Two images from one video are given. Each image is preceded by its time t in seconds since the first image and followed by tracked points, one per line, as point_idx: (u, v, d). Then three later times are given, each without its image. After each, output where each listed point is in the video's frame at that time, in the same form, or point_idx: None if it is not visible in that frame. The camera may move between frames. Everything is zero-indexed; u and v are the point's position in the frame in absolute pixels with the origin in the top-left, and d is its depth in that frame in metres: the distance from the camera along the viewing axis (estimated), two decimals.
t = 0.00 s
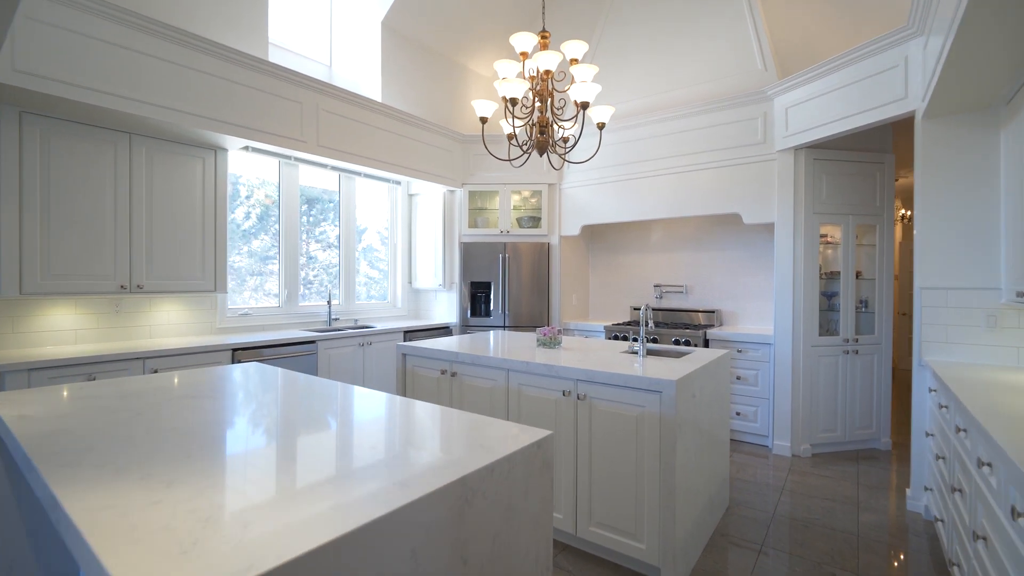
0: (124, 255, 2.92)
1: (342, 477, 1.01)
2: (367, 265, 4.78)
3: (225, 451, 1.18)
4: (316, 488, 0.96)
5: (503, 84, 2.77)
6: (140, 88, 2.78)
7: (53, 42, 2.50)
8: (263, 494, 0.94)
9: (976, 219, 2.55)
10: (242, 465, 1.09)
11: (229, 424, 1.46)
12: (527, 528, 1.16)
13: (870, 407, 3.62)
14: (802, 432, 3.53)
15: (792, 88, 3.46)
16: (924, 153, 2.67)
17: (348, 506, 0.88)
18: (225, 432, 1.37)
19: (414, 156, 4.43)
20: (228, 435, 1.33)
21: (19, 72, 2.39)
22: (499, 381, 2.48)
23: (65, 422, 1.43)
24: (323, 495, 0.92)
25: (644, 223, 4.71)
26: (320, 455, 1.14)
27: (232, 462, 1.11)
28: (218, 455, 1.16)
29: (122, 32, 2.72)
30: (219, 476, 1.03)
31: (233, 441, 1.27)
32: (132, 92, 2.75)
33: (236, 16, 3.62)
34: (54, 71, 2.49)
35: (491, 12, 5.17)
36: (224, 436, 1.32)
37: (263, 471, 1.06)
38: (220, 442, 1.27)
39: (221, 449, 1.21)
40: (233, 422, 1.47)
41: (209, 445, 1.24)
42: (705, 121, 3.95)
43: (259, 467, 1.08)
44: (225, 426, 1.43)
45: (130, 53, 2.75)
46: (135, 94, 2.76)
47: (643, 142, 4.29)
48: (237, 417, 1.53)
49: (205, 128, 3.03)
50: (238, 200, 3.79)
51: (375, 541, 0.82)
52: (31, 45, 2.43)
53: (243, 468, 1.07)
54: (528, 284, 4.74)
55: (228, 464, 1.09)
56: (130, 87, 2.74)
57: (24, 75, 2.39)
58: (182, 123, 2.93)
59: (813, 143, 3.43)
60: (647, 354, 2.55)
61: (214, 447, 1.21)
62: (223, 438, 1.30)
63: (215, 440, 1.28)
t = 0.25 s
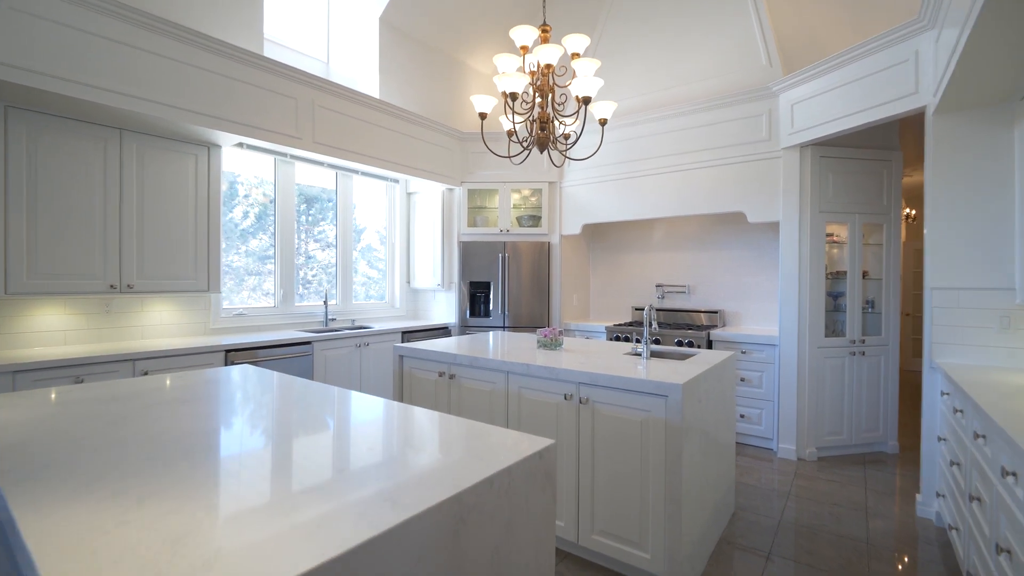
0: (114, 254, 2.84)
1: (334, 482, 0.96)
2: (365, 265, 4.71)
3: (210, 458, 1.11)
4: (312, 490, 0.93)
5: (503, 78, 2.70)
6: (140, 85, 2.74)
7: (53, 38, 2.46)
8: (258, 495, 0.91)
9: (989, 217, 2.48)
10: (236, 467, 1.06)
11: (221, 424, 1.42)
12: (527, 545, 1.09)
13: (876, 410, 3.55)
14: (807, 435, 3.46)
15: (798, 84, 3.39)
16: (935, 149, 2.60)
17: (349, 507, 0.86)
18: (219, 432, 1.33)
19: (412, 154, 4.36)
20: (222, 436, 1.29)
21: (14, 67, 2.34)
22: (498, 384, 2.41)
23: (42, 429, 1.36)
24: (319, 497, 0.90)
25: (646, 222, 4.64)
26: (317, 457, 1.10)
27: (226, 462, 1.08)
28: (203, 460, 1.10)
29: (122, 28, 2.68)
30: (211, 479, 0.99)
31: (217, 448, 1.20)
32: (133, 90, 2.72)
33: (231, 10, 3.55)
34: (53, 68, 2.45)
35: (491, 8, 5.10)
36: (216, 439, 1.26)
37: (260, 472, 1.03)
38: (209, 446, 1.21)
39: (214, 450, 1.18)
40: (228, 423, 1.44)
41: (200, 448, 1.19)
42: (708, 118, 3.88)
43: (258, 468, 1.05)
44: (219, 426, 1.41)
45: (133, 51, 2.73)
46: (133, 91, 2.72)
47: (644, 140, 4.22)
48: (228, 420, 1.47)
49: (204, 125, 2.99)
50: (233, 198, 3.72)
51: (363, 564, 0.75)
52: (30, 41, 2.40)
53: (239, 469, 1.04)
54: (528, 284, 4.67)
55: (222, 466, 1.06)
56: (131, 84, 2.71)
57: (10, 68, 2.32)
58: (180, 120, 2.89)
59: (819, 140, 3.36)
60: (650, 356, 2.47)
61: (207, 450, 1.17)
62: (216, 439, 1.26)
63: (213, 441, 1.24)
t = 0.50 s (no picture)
0: (104, 254, 2.77)
1: (326, 495, 0.91)
2: (364, 265, 4.64)
3: (194, 470, 1.05)
4: (311, 492, 0.93)
5: (503, 72, 2.62)
6: (139, 81, 2.69)
7: (52, 37, 2.42)
8: (257, 500, 0.90)
9: (1005, 215, 2.41)
10: (232, 473, 1.03)
11: (218, 426, 1.41)
12: (530, 565, 1.01)
13: (885, 413, 3.47)
14: (814, 439, 3.39)
15: (805, 79, 3.32)
16: (949, 145, 2.53)
17: (353, 509, 0.86)
18: (214, 435, 1.30)
19: (411, 151, 4.28)
20: (218, 439, 1.26)
21: (12, 64, 2.30)
22: (498, 387, 2.33)
23: (16, 437, 1.29)
24: (319, 500, 0.89)
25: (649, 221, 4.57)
26: (311, 463, 1.07)
27: (223, 466, 1.07)
28: (195, 469, 1.06)
29: (121, 24, 2.63)
30: (197, 492, 0.94)
31: (201, 458, 1.12)
32: (129, 86, 2.66)
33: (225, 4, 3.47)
34: (52, 65, 2.41)
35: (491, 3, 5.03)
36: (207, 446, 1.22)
37: (260, 478, 1.01)
38: (196, 454, 1.15)
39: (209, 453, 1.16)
40: (227, 424, 1.43)
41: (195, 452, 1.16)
42: (712, 114, 3.81)
43: (261, 472, 1.04)
44: (218, 426, 1.41)
45: (133, 48, 2.68)
46: (132, 88, 2.66)
47: (647, 137, 4.15)
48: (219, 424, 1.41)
49: (205, 123, 2.95)
50: (228, 196, 3.65)
51: None
52: (30, 40, 2.36)
53: (236, 475, 1.02)
54: (529, 284, 4.60)
55: (219, 471, 1.04)
56: (128, 81, 2.65)
57: None
58: (179, 117, 2.84)
59: (827, 136, 3.28)
60: (655, 358, 2.40)
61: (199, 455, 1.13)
62: (211, 443, 1.24)
63: (216, 444, 1.23)
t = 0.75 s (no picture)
0: (92, 253, 2.69)
1: (312, 512, 0.85)
2: (361, 264, 4.57)
3: (173, 483, 0.98)
4: (304, 497, 0.91)
5: (502, 65, 2.54)
6: (138, 77, 2.65)
7: (53, 35, 2.39)
8: (249, 506, 0.88)
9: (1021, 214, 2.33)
10: (224, 478, 1.01)
11: (214, 427, 1.39)
12: None
13: (893, 415, 3.40)
14: (821, 442, 3.31)
15: (811, 75, 3.24)
16: (962, 142, 2.45)
17: (350, 514, 0.84)
18: (207, 441, 1.26)
19: (409, 149, 4.20)
20: (211, 445, 1.23)
21: (11, 61, 2.27)
22: (497, 390, 2.26)
23: None
24: (310, 506, 0.87)
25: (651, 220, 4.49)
26: (305, 469, 1.04)
27: (216, 471, 1.04)
28: (187, 477, 1.02)
29: (119, 20, 2.59)
30: (168, 512, 0.86)
31: (180, 471, 1.05)
32: (122, 81, 2.60)
33: None
34: (51, 61, 2.37)
35: None
36: (194, 453, 1.17)
37: (255, 482, 0.99)
38: (180, 464, 1.09)
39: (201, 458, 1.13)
40: (224, 425, 1.40)
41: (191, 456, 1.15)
42: (716, 111, 3.73)
43: (256, 477, 1.01)
44: (214, 427, 1.39)
45: (132, 44, 2.64)
46: (130, 84, 2.62)
47: (649, 135, 4.07)
48: (203, 431, 1.34)
49: (203, 120, 2.90)
50: (222, 195, 3.58)
51: None
52: (30, 37, 2.33)
53: (229, 480, 1.00)
54: (529, 283, 4.52)
55: (211, 476, 1.01)
56: (120, 76, 2.59)
57: None
58: (176, 113, 2.79)
59: (834, 133, 3.21)
60: (659, 361, 2.32)
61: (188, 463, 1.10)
62: (205, 446, 1.21)
63: (207, 449, 1.19)
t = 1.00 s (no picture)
0: (80, 254, 2.61)
1: (296, 531, 0.78)
2: (358, 264, 4.49)
3: (154, 495, 0.92)
4: (299, 502, 0.88)
5: (501, 59, 2.47)
6: (138, 75, 2.61)
7: (54, 34, 2.35)
8: (243, 512, 0.85)
9: None
10: (218, 483, 0.97)
11: (211, 429, 1.35)
12: None
13: (901, 419, 3.32)
14: (828, 446, 3.24)
15: (819, 70, 3.16)
16: (976, 137, 2.37)
17: (335, 537, 0.76)
18: (202, 445, 1.22)
19: (407, 147, 4.13)
20: (206, 449, 1.18)
21: (11, 58, 2.23)
22: (496, 394, 2.19)
23: None
24: (306, 511, 0.84)
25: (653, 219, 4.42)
26: (301, 475, 1.01)
27: (209, 475, 1.01)
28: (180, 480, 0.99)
29: (121, 18, 2.56)
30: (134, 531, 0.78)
31: (160, 481, 0.98)
32: (121, 78, 2.55)
33: None
34: (52, 59, 2.34)
35: None
36: (181, 458, 1.12)
37: (252, 487, 0.95)
38: (165, 472, 1.03)
39: (194, 461, 1.10)
40: (215, 430, 1.35)
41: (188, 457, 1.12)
42: (719, 108, 3.66)
43: (252, 481, 0.98)
44: (212, 429, 1.36)
45: (134, 42, 2.60)
46: (128, 81, 2.57)
47: (651, 132, 4.00)
48: (186, 438, 1.26)
49: (201, 118, 2.85)
50: (218, 194, 3.51)
51: None
52: (30, 38, 2.29)
53: (224, 484, 0.97)
54: (529, 284, 4.45)
55: (206, 481, 0.98)
56: (119, 73, 2.55)
57: None
58: (173, 111, 2.74)
59: (841, 130, 3.13)
60: (664, 364, 2.25)
61: (180, 466, 1.07)
62: (199, 449, 1.18)
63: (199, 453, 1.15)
